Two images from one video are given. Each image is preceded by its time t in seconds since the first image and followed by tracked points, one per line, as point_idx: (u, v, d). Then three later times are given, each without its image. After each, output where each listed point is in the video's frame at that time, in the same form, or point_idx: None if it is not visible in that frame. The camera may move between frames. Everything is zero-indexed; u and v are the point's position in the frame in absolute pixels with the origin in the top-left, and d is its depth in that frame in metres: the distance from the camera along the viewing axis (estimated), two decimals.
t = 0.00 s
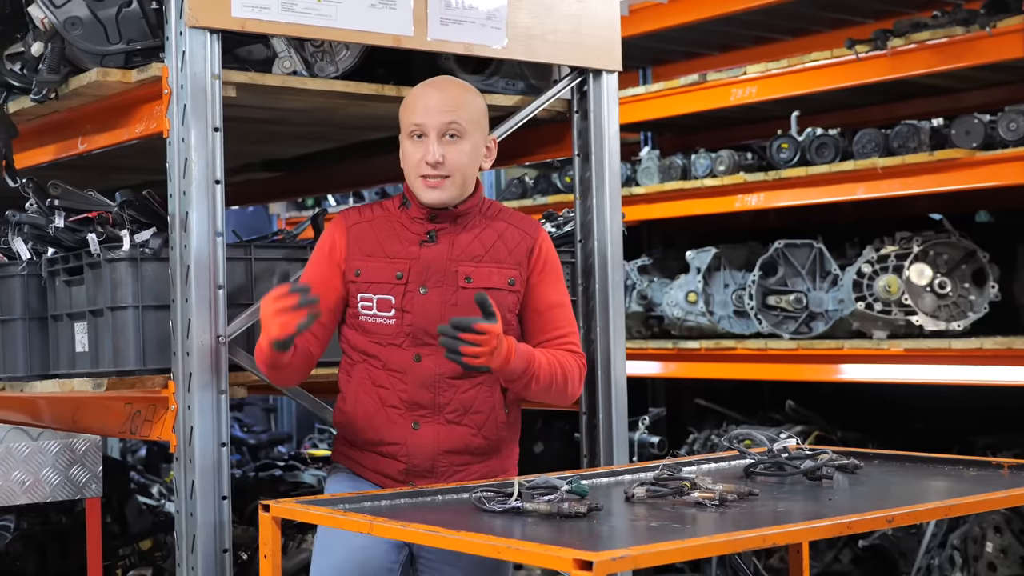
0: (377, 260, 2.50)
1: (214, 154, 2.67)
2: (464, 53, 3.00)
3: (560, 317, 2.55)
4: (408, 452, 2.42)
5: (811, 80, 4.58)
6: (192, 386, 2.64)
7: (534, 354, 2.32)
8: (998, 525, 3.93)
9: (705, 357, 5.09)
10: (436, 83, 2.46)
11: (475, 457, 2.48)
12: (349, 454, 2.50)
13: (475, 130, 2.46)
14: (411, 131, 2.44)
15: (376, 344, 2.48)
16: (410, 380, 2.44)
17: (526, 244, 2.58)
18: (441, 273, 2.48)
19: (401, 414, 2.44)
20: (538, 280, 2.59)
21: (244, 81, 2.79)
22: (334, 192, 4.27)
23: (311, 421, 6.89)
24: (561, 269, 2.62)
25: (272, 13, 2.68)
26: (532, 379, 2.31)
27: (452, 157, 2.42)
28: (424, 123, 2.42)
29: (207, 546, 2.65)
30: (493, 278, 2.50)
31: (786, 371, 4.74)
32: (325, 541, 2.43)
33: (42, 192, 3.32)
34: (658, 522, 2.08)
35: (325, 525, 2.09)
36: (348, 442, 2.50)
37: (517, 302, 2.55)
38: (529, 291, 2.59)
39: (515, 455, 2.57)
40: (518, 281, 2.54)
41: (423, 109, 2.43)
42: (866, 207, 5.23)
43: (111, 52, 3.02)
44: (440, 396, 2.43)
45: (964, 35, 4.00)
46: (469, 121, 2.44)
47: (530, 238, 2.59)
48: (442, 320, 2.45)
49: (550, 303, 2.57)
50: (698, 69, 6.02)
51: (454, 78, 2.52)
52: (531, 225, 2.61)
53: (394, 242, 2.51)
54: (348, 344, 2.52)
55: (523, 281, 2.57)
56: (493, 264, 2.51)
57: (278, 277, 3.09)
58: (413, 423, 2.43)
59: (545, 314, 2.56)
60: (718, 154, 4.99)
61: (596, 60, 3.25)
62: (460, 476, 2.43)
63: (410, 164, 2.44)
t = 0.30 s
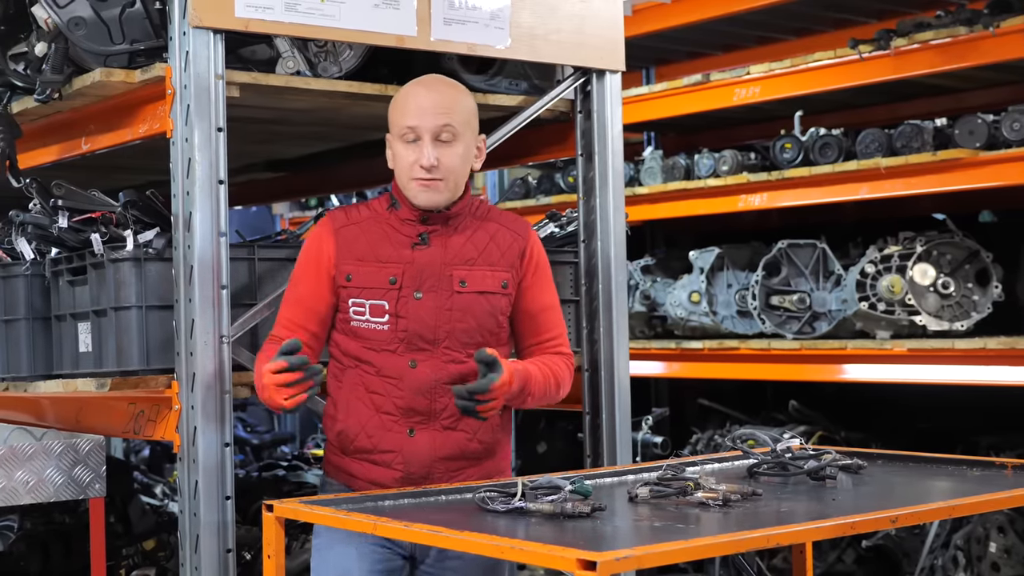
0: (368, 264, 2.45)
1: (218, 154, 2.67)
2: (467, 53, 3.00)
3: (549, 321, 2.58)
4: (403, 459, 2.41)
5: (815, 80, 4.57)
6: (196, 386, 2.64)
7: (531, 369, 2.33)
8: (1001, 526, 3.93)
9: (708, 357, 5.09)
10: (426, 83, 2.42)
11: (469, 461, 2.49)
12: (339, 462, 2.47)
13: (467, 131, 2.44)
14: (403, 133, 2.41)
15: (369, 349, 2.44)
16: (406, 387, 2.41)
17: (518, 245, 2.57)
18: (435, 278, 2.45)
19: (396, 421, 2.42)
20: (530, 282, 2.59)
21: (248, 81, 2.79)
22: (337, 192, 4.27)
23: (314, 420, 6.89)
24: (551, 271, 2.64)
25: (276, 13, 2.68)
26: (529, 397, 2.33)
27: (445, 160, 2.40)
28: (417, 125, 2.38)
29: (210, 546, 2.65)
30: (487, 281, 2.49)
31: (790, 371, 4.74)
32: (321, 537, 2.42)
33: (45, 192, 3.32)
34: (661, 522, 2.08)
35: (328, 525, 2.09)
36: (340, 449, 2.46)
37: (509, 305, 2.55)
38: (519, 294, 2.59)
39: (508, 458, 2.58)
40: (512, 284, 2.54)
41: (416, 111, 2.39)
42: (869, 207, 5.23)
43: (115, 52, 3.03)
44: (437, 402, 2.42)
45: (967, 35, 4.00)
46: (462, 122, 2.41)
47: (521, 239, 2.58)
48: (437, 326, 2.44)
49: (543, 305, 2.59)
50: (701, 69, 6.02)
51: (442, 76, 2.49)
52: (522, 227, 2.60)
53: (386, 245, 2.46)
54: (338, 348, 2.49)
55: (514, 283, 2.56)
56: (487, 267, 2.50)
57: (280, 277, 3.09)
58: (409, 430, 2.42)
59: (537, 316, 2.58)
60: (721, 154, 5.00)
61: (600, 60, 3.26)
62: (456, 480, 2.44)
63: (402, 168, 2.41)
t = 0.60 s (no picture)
0: (340, 264, 2.41)
1: (221, 154, 2.67)
2: (470, 52, 3.00)
3: (519, 313, 2.58)
4: (388, 463, 2.39)
5: (817, 79, 4.57)
6: (199, 386, 2.64)
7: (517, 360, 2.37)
8: (1004, 525, 3.92)
9: (711, 357, 5.09)
10: (390, 75, 2.43)
11: (450, 460, 2.50)
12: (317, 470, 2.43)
13: (433, 122, 2.46)
14: (371, 125, 2.40)
15: (346, 352, 2.40)
16: (387, 388, 2.39)
17: (486, 237, 2.56)
18: (410, 274, 2.43)
19: (379, 424, 2.40)
20: (498, 273, 2.60)
21: (250, 81, 2.79)
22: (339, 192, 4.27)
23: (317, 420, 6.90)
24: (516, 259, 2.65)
25: (279, 12, 2.68)
26: (519, 385, 2.36)
27: (415, 150, 2.40)
28: (386, 116, 2.38)
29: (213, 546, 2.65)
30: (462, 275, 2.47)
31: (792, 371, 4.74)
32: (323, 536, 2.41)
33: (49, 192, 3.32)
34: (664, 522, 2.08)
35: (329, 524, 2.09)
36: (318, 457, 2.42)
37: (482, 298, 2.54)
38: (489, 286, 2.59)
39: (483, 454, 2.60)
40: (485, 277, 2.54)
41: (383, 102, 2.39)
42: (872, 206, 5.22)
43: (117, 52, 3.03)
44: (421, 402, 2.41)
45: (970, 34, 4.00)
46: (429, 113, 2.43)
47: (489, 231, 2.57)
48: (416, 323, 2.42)
49: (513, 296, 2.60)
50: (704, 69, 6.02)
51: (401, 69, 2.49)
52: (487, 217, 2.59)
53: (357, 243, 2.42)
54: (311, 353, 2.44)
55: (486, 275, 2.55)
56: (460, 260, 2.48)
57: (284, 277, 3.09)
58: (392, 433, 2.40)
59: (509, 306, 2.59)
60: (724, 154, 5.00)
61: (602, 59, 3.26)
62: (441, 480, 2.45)
63: (372, 161, 2.39)
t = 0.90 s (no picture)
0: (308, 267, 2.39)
1: (224, 154, 2.66)
2: (473, 52, 3.00)
3: (491, 307, 2.47)
4: (367, 465, 2.38)
5: (820, 79, 4.57)
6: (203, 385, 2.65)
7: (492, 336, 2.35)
8: (1007, 525, 3.92)
9: (714, 357, 5.09)
10: (350, 75, 2.34)
11: (429, 461, 2.47)
12: (294, 477, 2.42)
13: (395, 122, 2.37)
14: (330, 130, 2.32)
15: (319, 356, 2.39)
16: (364, 391, 2.38)
17: (456, 232, 2.53)
18: (381, 274, 2.40)
19: (355, 426, 2.39)
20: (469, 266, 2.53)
21: (253, 81, 2.79)
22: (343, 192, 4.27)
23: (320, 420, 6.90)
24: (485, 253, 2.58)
25: (282, 12, 2.68)
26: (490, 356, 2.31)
27: (376, 155, 2.33)
28: (345, 121, 2.30)
29: (217, 545, 2.66)
30: (434, 271, 2.45)
31: (795, 370, 4.74)
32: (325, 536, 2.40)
33: (51, 192, 3.31)
34: (667, 522, 2.08)
35: (332, 524, 2.09)
36: (295, 463, 2.41)
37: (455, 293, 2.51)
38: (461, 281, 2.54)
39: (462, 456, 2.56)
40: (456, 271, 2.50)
41: (342, 106, 2.31)
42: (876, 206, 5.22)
43: (120, 52, 3.03)
44: (398, 402, 2.40)
45: (974, 34, 3.99)
46: (390, 114, 2.34)
47: (458, 226, 2.54)
48: (389, 322, 2.39)
49: (485, 290, 2.50)
50: (707, 69, 6.02)
51: (364, 65, 2.40)
52: (454, 212, 2.56)
53: (324, 245, 2.40)
54: (282, 360, 2.42)
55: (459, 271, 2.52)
56: (430, 256, 2.46)
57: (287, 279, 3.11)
58: (369, 435, 2.39)
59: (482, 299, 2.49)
60: (727, 154, 4.99)
61: (606, 59, 3.25)
62: (420, 482, 2.43)
63: (334, 167, 2.32)
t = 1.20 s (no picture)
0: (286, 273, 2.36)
1: (228, 155, 2.67)
2: (476, 52, 3.00)
3: (473, 308, 2.52)
4: (352, 470, 2.37)
5: (823, 79, 4.57)
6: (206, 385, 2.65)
7: (463, 349, 2.33)
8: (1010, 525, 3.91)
9: (717, 357, 5.09)
10: (323, 77, 2.30)
11: (414, 462, 2.46)
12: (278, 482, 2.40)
13: (371, 124, 2.34)
14: (305, 135, 2.28)
15: (300, 362, 2.36)
16: (346, 397, 2.36)
17: (434, 231, 2.52)
18: (360, 279, 2.39)
19: (338, 432, 2.37)
20: (448, 266, 2.54)
21: (256, 81, 2.80)
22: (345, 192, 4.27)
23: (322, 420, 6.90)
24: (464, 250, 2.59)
25: (285, 12, 2.68)
26: (468, 375, 2.32)
27: (353, 159, 2.30)
28: (321, 126, 2.27)
29: (220, 545, 2.66)
30: (413, 273, 2.44)
31: (798, 370, 4.74)
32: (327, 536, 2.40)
33: (55, 192, 3.31)
34: (671, 522, 2.08)
35: (335, 524, 2.09)
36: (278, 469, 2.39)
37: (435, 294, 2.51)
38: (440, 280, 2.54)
39: (448, 456, 2.55)
40: (436, 272, 2.49)
41: (317, 110, 2.27)
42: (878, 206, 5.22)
43: (124, 52, 3.04)
44: (381, 407, 2.39)
45: (977, 33, 3.99)
46: (365, 116, 2.31)
47: (437, 224, 2.53)
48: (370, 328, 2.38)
49: (465, 289, 2.53)
50: (709, 69, 6.02)
51: (336, 65, 2.36)
52: (433, 210, 2.54)
53: (302, 250, 2.37)
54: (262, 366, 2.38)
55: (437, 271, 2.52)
56: (409, 258, 2.45)
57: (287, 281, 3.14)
58: (353, 440, 2.38)
59: (461, 299, 2.53)
60: (730, 154, 4.99)
61: (609, 59, 3.25)
62: (406, 484, 2.42)
63: (310, 172, 2.29)
